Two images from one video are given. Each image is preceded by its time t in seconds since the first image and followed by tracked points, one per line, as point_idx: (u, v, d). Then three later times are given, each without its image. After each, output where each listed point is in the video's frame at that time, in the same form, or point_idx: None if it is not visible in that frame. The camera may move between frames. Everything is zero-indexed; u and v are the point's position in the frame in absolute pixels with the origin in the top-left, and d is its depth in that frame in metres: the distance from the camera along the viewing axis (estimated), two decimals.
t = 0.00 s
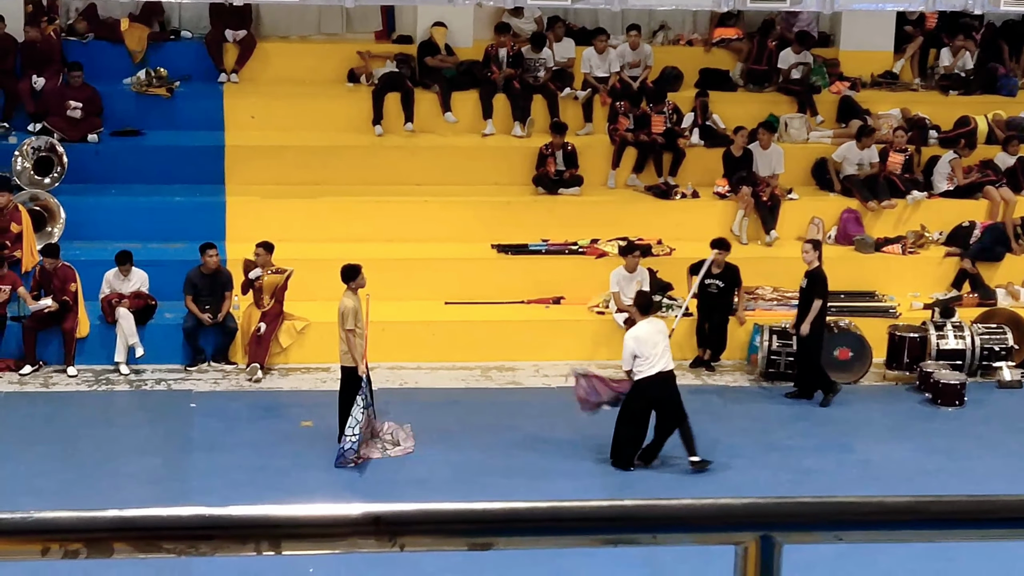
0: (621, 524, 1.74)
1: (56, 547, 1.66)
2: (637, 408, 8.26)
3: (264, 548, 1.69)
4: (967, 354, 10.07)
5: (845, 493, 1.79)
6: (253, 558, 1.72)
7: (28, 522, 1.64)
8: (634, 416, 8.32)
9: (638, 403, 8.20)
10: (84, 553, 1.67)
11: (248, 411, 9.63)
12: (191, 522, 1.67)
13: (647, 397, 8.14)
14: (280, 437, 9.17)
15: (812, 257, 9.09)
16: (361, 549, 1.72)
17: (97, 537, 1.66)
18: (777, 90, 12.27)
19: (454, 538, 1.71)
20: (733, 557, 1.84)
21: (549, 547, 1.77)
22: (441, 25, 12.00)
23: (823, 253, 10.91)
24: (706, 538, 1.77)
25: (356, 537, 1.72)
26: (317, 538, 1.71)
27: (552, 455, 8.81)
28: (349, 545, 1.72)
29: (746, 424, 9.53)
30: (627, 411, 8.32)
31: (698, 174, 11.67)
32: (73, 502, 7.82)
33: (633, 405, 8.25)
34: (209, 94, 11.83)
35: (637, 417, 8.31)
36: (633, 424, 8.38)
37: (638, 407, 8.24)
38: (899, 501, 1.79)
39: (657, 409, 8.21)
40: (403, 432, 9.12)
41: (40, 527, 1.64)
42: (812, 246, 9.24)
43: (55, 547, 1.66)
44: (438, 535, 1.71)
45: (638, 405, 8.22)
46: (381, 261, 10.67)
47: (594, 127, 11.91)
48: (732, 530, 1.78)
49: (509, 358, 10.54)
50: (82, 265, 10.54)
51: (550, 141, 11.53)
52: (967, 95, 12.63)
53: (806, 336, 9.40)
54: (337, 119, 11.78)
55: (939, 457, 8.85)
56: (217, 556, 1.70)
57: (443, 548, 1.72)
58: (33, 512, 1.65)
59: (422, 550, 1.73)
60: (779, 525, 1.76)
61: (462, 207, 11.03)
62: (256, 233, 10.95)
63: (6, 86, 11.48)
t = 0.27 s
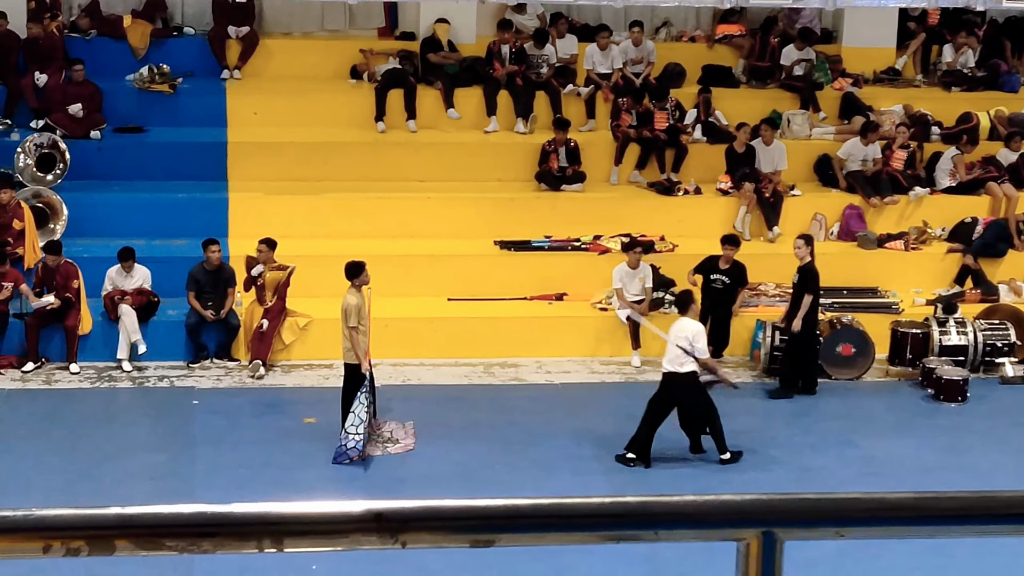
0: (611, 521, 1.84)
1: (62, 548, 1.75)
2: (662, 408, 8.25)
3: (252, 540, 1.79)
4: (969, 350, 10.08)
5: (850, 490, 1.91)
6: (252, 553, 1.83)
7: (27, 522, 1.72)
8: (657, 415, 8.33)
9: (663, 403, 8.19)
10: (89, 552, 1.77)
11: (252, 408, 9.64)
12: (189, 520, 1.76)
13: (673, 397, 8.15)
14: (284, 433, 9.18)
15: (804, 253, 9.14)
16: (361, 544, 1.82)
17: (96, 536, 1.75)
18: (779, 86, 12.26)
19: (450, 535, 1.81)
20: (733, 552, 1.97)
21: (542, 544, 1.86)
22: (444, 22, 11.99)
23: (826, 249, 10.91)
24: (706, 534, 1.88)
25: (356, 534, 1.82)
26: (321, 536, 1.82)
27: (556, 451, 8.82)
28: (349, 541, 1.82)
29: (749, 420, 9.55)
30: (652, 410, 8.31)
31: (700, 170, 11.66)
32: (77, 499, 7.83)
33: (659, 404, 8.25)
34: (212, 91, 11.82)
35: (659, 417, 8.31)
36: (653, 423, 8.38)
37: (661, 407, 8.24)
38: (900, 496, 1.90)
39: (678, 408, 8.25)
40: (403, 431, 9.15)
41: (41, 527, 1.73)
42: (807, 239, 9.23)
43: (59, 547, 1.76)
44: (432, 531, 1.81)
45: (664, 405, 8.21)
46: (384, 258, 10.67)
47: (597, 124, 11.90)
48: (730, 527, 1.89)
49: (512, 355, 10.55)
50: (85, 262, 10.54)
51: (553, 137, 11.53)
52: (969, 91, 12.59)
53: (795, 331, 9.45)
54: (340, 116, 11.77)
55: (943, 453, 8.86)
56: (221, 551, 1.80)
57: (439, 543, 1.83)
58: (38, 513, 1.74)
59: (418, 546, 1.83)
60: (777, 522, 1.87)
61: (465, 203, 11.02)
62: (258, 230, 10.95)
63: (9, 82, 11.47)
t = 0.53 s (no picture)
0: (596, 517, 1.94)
1: (58, 543, 1.84)
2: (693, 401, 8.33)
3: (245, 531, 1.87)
4: (969, 346, 10.06)
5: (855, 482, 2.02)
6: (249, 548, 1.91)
7: (24, 516, 1.82)
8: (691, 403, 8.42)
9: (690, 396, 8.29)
10: (86, 548, 1.86)
11: (251, 405, 9.63)
12: (186, 516, 1.85)
13: (698, 392, 8.26)
14: (283, 430, 9.17)
15: (790, 249, 9.13)
16: (358, 539, 1.93)
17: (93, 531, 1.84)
18: (778, 82, 12.28)
19: (449, 531, 1.91)
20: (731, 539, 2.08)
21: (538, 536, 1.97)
22: (443, 18, 11.97)
23: (826, 246, 10.89)
24: (701, 529, 1.99)
25: (352, 529, 1.91)
26: (316, 530, 1.91)
27: (555, 448, 8.81)
28: (346, 536, 1.92)
29: (748, 416, 9.54)
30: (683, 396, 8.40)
31: (699, 166, 11.64)
32: (76, 497, 7.83)
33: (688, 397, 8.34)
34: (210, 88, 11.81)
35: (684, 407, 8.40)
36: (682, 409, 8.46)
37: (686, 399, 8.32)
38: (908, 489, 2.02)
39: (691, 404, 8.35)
40: (402, 427, 9.14)
41: (39, 523, 1.82)
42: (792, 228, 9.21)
43: (56, 544, 1.85)
44: (429, 526, 1.90)
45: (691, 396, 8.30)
46: (383, 255, 10.66)
47: (596, 120, 11.88)
48: (730, 525, 2.01)
49: (512, 351, 10.54)
50: (84, 259, 10.53)
51: (551, 134, 11.51)
52: (968, 87, 12.62)
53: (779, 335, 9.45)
54: (339, 113, 11.75)
55: (942, 450, 8.85)
56: (216, 546, 1.89)
57: (436, 538, 1.92)
58: (35, 508, 1.83)
59: (416, 541, 1.93)
60: (774, 521, 1.99)
61: (463, 200, 11.01)
62: (257, 228, 10.94)
63: (8, 80, 11.51)
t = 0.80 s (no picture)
0: (594, 510, 1.97)
1: (50, 534, 1.89)
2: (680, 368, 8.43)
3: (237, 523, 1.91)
4: (961, 342, 10.14)
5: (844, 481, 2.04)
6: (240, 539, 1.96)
7: (24, 507, 1.87)
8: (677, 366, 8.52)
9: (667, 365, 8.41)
10: (78, 539, 1.90)
11: (244, 397, 9.63)
12: (176, 508, 1.89)
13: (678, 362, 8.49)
14: (275, 423, 9.17)
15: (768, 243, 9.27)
16: (352, 532, 1.95)
17: (79, 522, 1.88)
18: (772, 78, 12.23)
19: (443, 523, 1.95)
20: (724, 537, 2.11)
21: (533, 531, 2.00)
22: (438, 12, 11.95)
23: (819, 241, 10.91)
24: (698, 523, 2.02)
25: (345, 521, 1.94)
26: (310, 523, 1.94)
27: (547, 441, 8.82)
28: (339, 528, 1.95)
29: (740, 410, 9.56)
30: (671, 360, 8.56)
31: (693, 161, 11.64)
32: (68, 488, 7.84)
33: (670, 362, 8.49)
34: (204, 79, 11.79)
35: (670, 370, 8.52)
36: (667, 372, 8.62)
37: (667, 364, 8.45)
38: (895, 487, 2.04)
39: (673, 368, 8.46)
40: (395, 421, 9.14)
41: (33, 514, 1.87)
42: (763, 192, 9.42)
43: (48, 535, 1.90)
44: (423, 519, 1.94)
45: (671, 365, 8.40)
46: (377, 248, 10.65)
47: (590, 114, 11.87)
48: (718, 517, 2.03)
49: (504, 345, 10.55)
50: (77, 250, 10.52)
51: (546, 127, 11.50)
52: (963, 83, 12.61)
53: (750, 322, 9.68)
54: (333, 105, 11.74)
55: (934, 445, 8.88)
56: (211, 537, 1.94)
57: (429, 531, 1.96)
58: (28, 499, 1.88)
59: (408, 534, 1.96)
60: (769, 514, 2.01)
61: (457, 193, 11.00)
62: (251, 220, 10.92)
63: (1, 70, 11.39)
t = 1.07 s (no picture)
0: (582, 518, 2.01)
1: (37, 548, 1.92)
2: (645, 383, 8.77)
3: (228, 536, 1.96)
4: (950, 345, 10.14)
5: (837, 488, 2.06)
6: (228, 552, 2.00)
7: (5, 523, 1.89)
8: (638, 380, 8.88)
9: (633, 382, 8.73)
10: (66, 552, 1.93)
11: (233, 406, 9.62)
12: (165, 521, 1.93)
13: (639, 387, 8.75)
14: (264, 432, 9.15)
15: (744, 242, 9.36)
16: (339, 543, 2.00)
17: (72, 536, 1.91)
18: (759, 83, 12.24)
19: (432, 535, 1.99)
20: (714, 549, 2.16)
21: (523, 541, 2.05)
22: (426, 19, 11.96)
23: (808, 246, 10.92)
24: (687, 532, 2.05)
25: (333, 532, 1.99)
26: (298, 535, 1.99)
27: (537, 448, 8.81)
28: (327, 539, 2.00)
29: (729, 415, 9.56)
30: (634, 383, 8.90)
31: (681, 166, 11.65)
32: (57, 499, 7.81)
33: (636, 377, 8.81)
34: (192, 88, 11.78)
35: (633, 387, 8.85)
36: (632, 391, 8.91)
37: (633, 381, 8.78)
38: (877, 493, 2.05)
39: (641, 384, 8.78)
40: (384, 429, 9.13)
41: (27, 530, 1.90)
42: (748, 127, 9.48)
43: (35, 548, 1.93)
44: (408, 530, 1.98)
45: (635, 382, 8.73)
46: (366, 255, 10.65)
47: (578, 121, 11.87)
48: (709, 525, 2.06)
49: (493, 352, 10.54)
50: (65, 261, 10.51)
51: (533, 134, 11.51)
52: (949, 87, 12.66)
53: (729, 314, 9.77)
54: (321, 113, 11.74)
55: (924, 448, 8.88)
56: (196, 550, 1.98)
57: (413, 541, 2.00)
58: (14, 514, 1.90)
59: (396, 543, 2.01)
60: (756, 522, 2.06)
61: (446, 201, 11.00)
62: (239, 229, 10.91)
63: None
